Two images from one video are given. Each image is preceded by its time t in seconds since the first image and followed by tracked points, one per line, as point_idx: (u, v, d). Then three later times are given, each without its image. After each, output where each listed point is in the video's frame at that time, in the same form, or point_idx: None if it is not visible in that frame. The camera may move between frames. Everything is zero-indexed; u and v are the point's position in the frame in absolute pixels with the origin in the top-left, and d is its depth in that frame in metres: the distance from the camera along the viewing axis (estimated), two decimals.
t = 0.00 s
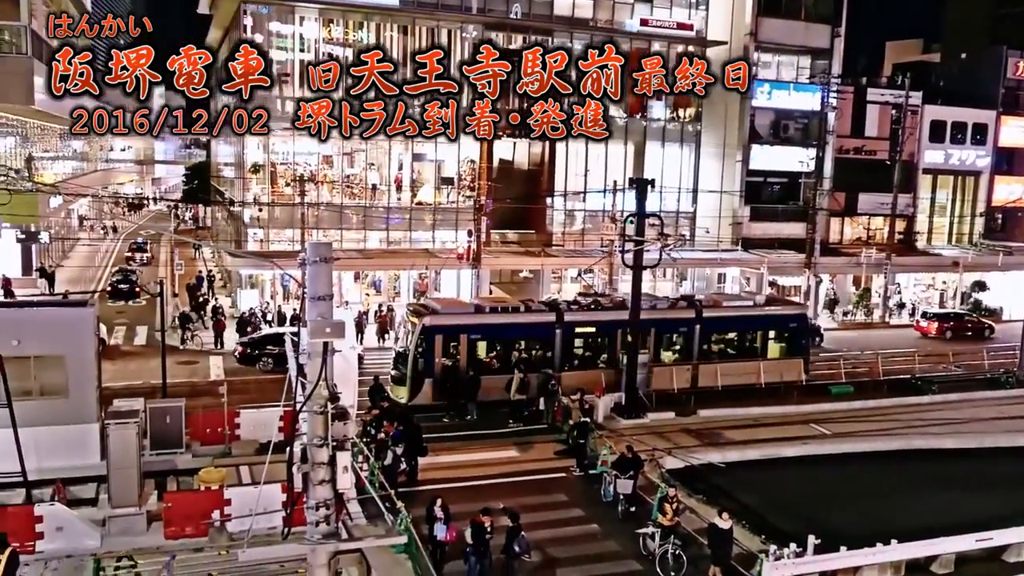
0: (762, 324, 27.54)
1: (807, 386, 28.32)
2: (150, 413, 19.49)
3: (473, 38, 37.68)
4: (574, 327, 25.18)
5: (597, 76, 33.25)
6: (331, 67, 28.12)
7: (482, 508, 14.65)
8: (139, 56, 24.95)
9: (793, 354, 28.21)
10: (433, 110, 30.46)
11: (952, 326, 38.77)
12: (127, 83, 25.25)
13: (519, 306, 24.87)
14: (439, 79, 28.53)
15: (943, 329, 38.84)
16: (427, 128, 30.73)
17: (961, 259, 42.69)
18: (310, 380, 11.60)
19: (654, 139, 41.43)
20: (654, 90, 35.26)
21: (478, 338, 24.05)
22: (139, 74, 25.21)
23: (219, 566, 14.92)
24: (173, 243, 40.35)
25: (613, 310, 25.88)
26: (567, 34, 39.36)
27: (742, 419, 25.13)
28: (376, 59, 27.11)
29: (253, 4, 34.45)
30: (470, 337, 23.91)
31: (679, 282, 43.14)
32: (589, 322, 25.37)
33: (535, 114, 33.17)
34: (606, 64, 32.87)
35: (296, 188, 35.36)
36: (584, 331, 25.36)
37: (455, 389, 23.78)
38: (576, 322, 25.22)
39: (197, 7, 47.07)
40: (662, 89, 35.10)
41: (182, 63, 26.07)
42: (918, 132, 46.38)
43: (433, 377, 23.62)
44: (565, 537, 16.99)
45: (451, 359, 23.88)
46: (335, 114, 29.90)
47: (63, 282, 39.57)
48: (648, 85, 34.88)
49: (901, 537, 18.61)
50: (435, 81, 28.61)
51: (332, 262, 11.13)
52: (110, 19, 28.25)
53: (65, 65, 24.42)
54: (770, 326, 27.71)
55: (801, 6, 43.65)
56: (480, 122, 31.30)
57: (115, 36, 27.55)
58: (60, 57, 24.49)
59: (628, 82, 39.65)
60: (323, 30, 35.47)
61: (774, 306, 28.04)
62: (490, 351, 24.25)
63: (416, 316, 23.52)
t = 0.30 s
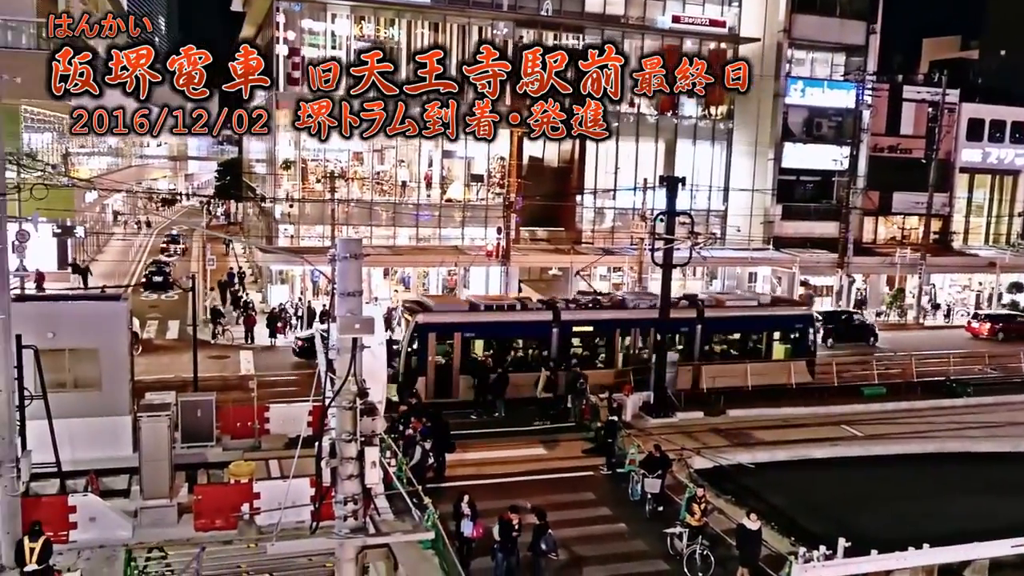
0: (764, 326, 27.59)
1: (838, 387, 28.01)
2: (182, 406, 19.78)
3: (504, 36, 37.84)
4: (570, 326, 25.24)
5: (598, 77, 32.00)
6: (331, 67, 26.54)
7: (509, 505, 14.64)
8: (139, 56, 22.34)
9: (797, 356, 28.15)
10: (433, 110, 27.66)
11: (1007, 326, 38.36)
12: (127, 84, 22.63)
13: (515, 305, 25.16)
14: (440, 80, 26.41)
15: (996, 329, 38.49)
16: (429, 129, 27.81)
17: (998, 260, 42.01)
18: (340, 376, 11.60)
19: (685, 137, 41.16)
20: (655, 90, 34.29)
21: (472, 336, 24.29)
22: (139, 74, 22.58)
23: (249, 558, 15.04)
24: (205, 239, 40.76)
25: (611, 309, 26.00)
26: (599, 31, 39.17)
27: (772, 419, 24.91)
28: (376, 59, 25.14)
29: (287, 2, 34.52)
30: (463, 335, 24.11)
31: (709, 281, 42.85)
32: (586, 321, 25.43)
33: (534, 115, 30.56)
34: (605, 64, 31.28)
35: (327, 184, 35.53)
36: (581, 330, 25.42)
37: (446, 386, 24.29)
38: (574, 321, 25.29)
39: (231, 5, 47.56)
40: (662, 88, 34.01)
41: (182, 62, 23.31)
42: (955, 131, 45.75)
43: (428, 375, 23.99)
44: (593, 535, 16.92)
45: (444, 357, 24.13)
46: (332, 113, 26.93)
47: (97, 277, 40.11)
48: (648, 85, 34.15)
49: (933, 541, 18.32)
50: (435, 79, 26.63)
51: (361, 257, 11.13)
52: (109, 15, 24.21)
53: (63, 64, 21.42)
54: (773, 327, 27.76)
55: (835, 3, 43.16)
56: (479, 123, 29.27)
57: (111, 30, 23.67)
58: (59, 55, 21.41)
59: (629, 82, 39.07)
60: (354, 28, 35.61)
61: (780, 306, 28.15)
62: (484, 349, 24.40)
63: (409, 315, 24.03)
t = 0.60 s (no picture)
0: (765, 328, 26.62)
1: (871, 389, 27.64)
2: (213, 402, 19.97)
3: (535, 34, 37.85)
4: (566, 326, 24.76)
5: (596, 75, 30.52)
6: (331, 66, 25.27)
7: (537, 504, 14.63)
8: (139, 56, 21.27)
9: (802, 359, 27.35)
10: (433, 109, 26.42)
11: None
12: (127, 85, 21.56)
13: (509, 305, 24.67)
14: (441, 80, 25.23)
15: None
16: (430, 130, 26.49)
17: None
18: (370, 374, 11.57)
19: (716, 136, 40.88)
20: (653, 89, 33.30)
21: (464, 336, 23.93)
22: (139, 74, 21.48)
23: (278, 553, 15.09)
24: (237, 237, 41.14)
25: (606, 308, 25.37)
26: (630, 30, 38.97)
27: (803, 421, 24.64)
28: (376, 58, 24.23)
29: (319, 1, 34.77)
30: (456, 334, 23.78)
31: (740, 281, 42.56)
32: (581, 321, 24.91)
33: (536, 114, 29.68)
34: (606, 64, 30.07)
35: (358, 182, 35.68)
36: (577, 331, 24.91)
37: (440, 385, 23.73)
38: (570, 321, 24.79)
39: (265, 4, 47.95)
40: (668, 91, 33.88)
41: (183, 63, 22.18)
42: (993, 130, 44.98)
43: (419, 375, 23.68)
44: (622, 536, 16.83)
45: (435, 357, 23.72)
46: (332, 112, 26.19)
47: (131, 273, 40.68)
48: (649, 86, 33.11)
49: (969, 547, 17.98)
50: (435, 80, 25.50)
51: (392, 256, 11.10)
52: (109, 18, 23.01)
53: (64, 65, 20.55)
54: (777, 329, 26.83)
55: None
56: (477, 121, 28.37)
57: (111, 30, 22.43)
58: (58, 55, 20.62)
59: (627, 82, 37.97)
60: (385, 26, 35.63)
61: (782, 307, 27.24)
62: (475, 350, 24.07)
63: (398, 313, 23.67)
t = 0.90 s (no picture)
0: (766, 330, 26.33)
1: (905, 393, 27.25)
2: (247, 400, 20.25)
3: (567, 34, 37.80)
4: (561, 327, 24.46)
5: (595, 76, 25.07)
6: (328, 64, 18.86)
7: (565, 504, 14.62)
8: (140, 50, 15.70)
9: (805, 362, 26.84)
10: (432, 109, 20.36)
11: None
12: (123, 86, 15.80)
13: (502, 305, 24.57)
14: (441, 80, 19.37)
15: None
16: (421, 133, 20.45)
17: None
18: (400, 373, 11.59)
19: (749, 136, 40.50)
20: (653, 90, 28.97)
21: (456, 336, 23.85)
22: (141, 75, 16.02)
23: (310, 551, 15.20)
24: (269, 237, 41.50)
25: (603, 310, 25.03)
26: (663, 30, 38.76)
27: (835, 424, 24.36)
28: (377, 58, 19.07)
29: (351, 3, 34.86)
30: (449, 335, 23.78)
31: (773, 282, 42.17)
32: (576, 322, 24.60)
33: (530, 113, 23.08)
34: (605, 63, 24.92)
35: (389, 183, 35.85)
36: (572, 333, 24.60)
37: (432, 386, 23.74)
38: (564, 323, 24.48)
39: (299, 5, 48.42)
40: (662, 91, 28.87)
41: (180, 61, 16.94)
42: None
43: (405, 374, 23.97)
44: (652, 538, 16.73)
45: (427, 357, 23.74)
46: (333, 112, 20.51)
47: (165, 272, 41.18)
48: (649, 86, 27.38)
49: (1006, 554, 17.63)
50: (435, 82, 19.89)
51: (423, 256, 11.14)
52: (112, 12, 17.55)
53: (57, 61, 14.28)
54: (778, 330, 26.51)
55: None
56: (473, 123, 22.38)
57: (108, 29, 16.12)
58: (56, 54, 14.47)
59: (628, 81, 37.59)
60: (417, 27, 35.90)
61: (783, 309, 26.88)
62: (467, 351, 23.90)
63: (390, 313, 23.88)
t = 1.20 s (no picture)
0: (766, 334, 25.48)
1: (945, 398, 26.81)
2: (281, 400, 20.47)
3: (601, 36, 37.63)
4: (556, 330, 24.05)
5: (598, 76, 22.87)
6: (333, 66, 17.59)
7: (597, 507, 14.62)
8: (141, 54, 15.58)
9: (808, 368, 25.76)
10: (432, 110, 19.12)
11: None
12: (127, 88, 15.66)
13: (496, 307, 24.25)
14: (440, 80, 18.32)
15: None
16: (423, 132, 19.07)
17: None
18: (434, 375, 11.59)
19: (785, 137, 40.17)
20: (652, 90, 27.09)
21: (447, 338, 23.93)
22: (141, 75, 15.70)
23: (343, 551, 15.32)
24: (305, 238, 41.90)
25: (600, 313, 24.51)
26: (698, 31, 38.49)
27: (872, 428, 24.07)
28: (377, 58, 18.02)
29: (386, 6, 35.28)
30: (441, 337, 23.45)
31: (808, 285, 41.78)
32: (572, 324, 24.15)
33: (529, 114, 21.32)
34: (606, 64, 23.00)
35: (423, 185, 36.01)
36: (568, 335, 24.16)
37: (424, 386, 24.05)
38: (558, 325, 24.05)
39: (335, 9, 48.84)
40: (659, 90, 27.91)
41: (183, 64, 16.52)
42: None
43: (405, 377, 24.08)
44: (685, 542, 16.65)
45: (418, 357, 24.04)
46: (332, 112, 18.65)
47: (203, 274, 41.75)
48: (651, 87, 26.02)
49: None
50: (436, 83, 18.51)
51: (457, 258, 11.15)
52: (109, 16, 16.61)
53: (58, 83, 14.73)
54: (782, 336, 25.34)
55: None
56: (472, 126, 20.77)
57: (110, 31, 16.87)
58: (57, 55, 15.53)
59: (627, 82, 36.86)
60: (451, 30, 36.05)
61: (788, 312, 25.64)
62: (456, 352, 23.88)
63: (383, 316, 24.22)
